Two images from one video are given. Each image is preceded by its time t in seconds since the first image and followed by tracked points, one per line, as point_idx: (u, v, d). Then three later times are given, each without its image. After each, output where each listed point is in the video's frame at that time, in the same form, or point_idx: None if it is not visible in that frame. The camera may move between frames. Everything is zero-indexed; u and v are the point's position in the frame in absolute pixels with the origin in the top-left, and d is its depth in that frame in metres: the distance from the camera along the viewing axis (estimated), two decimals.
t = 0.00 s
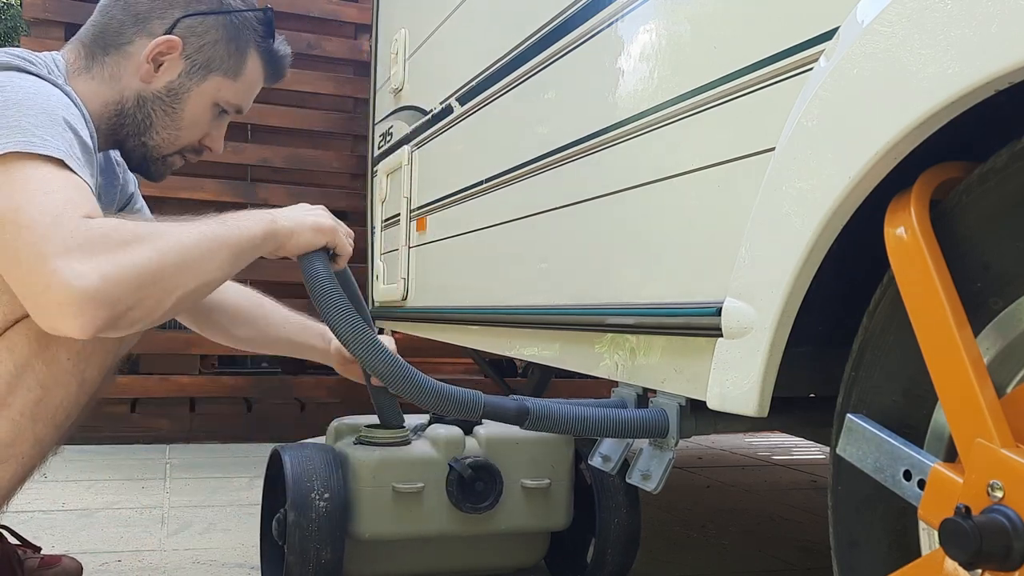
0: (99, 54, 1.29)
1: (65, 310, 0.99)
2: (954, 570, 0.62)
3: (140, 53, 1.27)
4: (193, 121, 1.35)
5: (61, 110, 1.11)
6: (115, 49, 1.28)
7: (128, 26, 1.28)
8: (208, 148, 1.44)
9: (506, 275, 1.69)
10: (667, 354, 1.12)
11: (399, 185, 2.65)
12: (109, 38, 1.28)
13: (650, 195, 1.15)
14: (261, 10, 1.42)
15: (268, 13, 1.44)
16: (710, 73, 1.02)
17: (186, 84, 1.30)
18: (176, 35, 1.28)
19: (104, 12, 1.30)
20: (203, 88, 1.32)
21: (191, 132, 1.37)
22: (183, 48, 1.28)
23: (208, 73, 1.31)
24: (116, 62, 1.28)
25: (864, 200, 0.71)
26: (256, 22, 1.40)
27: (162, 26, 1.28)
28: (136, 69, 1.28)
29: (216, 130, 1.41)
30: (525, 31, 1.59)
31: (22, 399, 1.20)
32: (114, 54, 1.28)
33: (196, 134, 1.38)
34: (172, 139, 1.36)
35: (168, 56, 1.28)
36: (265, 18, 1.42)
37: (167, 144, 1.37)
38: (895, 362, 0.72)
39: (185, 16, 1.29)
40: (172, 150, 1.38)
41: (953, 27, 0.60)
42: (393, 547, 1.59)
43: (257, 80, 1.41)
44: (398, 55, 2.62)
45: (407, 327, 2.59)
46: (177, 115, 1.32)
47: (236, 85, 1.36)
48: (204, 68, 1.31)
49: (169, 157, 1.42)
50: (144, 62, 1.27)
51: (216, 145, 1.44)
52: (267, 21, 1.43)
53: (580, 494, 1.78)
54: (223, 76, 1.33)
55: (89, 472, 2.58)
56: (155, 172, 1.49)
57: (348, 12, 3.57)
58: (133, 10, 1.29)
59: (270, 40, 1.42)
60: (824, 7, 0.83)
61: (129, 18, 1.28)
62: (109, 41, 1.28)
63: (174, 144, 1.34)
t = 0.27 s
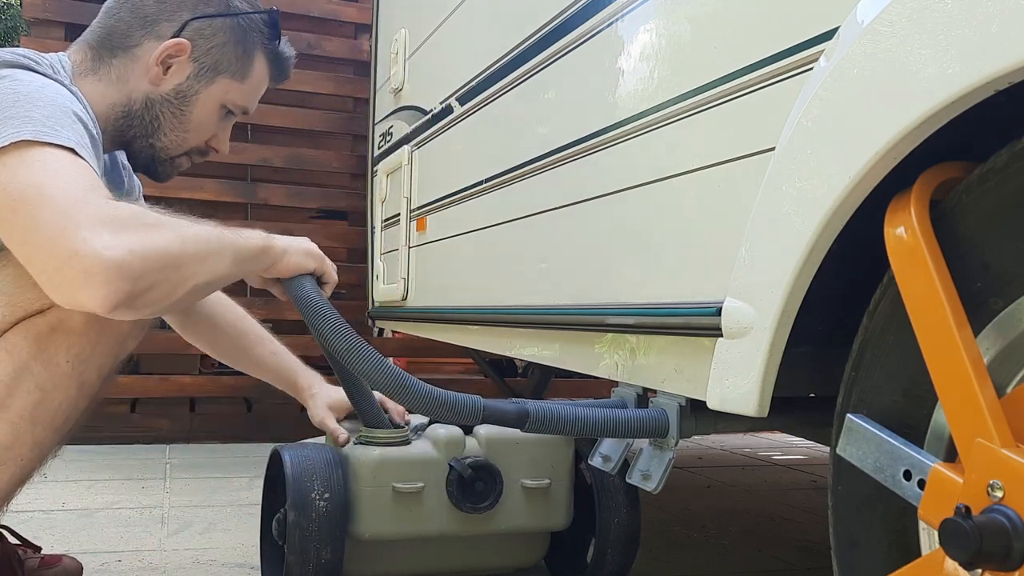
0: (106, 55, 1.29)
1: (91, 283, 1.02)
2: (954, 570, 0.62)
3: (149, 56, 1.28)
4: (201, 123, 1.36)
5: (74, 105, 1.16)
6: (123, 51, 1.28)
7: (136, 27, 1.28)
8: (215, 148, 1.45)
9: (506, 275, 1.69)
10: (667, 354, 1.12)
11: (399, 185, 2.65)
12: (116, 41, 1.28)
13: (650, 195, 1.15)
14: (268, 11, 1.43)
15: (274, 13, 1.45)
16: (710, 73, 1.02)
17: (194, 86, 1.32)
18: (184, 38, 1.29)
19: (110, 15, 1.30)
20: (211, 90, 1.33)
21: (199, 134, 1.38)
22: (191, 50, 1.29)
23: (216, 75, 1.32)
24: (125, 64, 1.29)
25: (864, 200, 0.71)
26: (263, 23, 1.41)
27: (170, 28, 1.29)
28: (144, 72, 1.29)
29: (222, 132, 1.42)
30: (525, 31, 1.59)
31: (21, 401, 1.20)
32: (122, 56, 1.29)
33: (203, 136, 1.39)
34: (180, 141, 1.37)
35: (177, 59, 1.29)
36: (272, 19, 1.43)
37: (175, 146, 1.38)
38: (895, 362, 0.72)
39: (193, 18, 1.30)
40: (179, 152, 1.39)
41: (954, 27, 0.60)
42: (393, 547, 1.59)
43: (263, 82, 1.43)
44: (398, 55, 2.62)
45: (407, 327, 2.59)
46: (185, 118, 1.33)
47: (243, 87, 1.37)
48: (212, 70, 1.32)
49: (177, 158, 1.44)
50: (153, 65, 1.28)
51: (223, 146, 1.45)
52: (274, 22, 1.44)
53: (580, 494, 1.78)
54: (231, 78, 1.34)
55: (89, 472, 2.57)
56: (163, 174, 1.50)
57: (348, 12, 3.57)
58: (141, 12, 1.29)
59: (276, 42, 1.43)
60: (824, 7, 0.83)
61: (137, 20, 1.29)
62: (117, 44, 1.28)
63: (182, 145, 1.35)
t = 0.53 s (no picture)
0: (115, 54, 1.30)
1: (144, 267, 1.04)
2: (954, 570, 0.62)
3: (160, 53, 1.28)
4: (209, 120, 1.36)
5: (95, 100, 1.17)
6: (132, 49, 1.29)
7: (145, 25, 1.28)
8: (222, 147, 1.45)
9: (506, 275, 1.69)
10: (667, 354, 1.12)
11: (399, 185, 2.65)
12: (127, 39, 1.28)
13: (650, 195, 1.15)
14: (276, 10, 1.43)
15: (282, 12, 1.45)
16: (710, 73, 1.02)
17: (203, 83, 1.31)
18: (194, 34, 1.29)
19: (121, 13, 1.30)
20: (220, 87, 1.33)
21: (207, 131, 1.38)
22: (200, 47, 1.29)
23: (225, 71, 1.32)
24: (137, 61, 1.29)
25: (864, 200, 0.71)
26: (271, 21, 1.41)
27: (179, 25, 1.29)
28: (154, 69, 1.29)
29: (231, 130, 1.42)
30: (525, 31, 1.59)
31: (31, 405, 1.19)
32: (132, 53, 1.29)
33: (212, 133, 1.39)
34: (188, 138, 1.36)
35: (187, 55, 1.29)
36: (279, 17, 1.43)
37: (184, 144, 1.37)
38: (895, 362, 0.72)
39: (202, 15, 1.30)
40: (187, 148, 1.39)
41: (954, 27, 0.59)
42: (388, 545, 1.58)
43: (272, 80, 1.42)
44: (398, 55, 2.62)
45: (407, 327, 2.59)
46: (193, 114, 1.33)
47: (252, 84, 1.37)
48: (221, 67, 1.32)
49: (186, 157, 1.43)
50: (163, 61, 1.28)
51: (231, 145, 1.45)
52: (282, 20, 1.44)
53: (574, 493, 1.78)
54: (239, 75, 1.34)
55: (89, 472, 2.57)
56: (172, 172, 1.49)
57: (348, 12, 3.57)
58: (150, 10, 1.29)
59: (284, 40, 1.43)
60: (824, 7, 0.83)
61: (145, 17, 1.29)
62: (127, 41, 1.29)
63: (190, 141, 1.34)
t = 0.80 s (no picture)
0: (126, 65, 1.28)
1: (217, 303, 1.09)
2: (954, 570, 0.62)
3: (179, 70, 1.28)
4: (219, 134, 1.37)
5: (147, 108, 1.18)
6: (144, 62, 1.28)
7: (158, 39, 1.28)
8: (227, 156, 1.47)
9: (507, 275, 1.70)
10: (667, 354, 1.12)
11: (399, 185, 2.65)
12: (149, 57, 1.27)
13: (650, 195, 1.15)
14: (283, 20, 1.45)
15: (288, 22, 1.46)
16: (711, 73, 1.02)
17: (216, 99, 1.33)
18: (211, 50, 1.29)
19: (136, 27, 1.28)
20: (232, 103, 1.34)
21: (215, 143, 1.39)
22: (216, 64, 1.30)
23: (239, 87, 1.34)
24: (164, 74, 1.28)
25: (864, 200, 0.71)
26: (279, 32, 1.42)
27: (193, 42, 1.29)
28: (168, 84, 1.29)
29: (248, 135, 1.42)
30: (525, 31, 1.59)
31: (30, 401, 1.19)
32: (144, 67, 1.28)
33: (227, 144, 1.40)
34: (203, 150, 1.37)
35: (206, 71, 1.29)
36: (285, 27, 1.44)
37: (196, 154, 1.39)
38: (895, 362, 0.72)
39: (216, 31, 1.30)
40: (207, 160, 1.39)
41: (954, 27, 0.59)
42: (370, 534, 1.63)
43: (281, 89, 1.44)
44: (398, 55, 2.62)
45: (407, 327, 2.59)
46: (205, 129, 1.35)
47: (262, 98, 1.39)
48: (234, 83, 1.33)
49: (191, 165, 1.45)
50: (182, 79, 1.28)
51: (236, 155, 1.47)
52: (288, 31, 1.45)
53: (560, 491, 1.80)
54: (250, 90, 1.36)
55: (89, 472, 2.57)
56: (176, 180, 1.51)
57: (348, 12, 3.57)
58: (161, 22, 1.29)
59: (290, 51, 1.45)
60: (823, 7, 0.83)
61: (157, 30, 1.28)
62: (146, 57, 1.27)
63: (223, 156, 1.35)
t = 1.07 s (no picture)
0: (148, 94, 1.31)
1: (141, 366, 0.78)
2: (954, 570, 0.62)
3: (195, 65, 0.97)
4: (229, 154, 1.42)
5: (100, 138, 0.82)
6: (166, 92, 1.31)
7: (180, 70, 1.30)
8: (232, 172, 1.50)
9: (507, 275, 1.70)
10: (668, 354, 1.12)
11: (399, 185, 2.65)
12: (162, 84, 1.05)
13: (651, 196, 1.15)
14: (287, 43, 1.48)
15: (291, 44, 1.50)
16: (711, 72, 1.02)
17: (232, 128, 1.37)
18: (236, 35, 0.96)
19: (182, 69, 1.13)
20: (263, 92, 0.93)
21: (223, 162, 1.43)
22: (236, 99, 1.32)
23: (267, 72, 0.93)
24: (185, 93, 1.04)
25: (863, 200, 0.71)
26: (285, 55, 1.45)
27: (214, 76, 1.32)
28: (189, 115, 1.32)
29: (309, 175, 0.95)
30: (524, 31, 1.60)
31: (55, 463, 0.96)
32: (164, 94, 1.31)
33: (271, 162, 0.94)
34: (245, 167, 0.96)
35: (225, 64, 0.96)
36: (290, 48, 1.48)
37: (238, 177, 0.97)
38: (895, 361, 0.72)
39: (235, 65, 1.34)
40: (246, 207, 1.01)
41: (953, 26, 0.59)
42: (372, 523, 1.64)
43: (370, 83, 0.96)
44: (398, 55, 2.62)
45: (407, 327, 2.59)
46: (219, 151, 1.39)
47: (307, 80, 0.91)
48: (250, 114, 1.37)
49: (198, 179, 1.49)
50: (195, 77, 0.96)
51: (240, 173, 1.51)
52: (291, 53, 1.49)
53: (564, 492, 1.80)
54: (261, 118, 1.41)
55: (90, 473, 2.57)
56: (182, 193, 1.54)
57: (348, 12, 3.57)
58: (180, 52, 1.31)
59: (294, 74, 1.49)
60: (822, 8, 0.83)
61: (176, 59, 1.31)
62: (163, 84, 1.05)
63: (236, 185, 0.99)
